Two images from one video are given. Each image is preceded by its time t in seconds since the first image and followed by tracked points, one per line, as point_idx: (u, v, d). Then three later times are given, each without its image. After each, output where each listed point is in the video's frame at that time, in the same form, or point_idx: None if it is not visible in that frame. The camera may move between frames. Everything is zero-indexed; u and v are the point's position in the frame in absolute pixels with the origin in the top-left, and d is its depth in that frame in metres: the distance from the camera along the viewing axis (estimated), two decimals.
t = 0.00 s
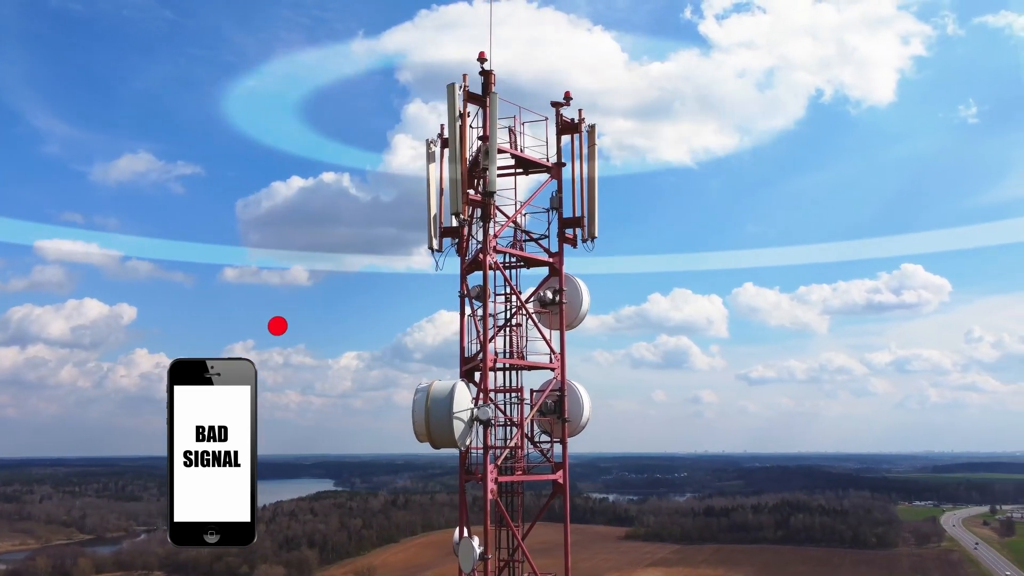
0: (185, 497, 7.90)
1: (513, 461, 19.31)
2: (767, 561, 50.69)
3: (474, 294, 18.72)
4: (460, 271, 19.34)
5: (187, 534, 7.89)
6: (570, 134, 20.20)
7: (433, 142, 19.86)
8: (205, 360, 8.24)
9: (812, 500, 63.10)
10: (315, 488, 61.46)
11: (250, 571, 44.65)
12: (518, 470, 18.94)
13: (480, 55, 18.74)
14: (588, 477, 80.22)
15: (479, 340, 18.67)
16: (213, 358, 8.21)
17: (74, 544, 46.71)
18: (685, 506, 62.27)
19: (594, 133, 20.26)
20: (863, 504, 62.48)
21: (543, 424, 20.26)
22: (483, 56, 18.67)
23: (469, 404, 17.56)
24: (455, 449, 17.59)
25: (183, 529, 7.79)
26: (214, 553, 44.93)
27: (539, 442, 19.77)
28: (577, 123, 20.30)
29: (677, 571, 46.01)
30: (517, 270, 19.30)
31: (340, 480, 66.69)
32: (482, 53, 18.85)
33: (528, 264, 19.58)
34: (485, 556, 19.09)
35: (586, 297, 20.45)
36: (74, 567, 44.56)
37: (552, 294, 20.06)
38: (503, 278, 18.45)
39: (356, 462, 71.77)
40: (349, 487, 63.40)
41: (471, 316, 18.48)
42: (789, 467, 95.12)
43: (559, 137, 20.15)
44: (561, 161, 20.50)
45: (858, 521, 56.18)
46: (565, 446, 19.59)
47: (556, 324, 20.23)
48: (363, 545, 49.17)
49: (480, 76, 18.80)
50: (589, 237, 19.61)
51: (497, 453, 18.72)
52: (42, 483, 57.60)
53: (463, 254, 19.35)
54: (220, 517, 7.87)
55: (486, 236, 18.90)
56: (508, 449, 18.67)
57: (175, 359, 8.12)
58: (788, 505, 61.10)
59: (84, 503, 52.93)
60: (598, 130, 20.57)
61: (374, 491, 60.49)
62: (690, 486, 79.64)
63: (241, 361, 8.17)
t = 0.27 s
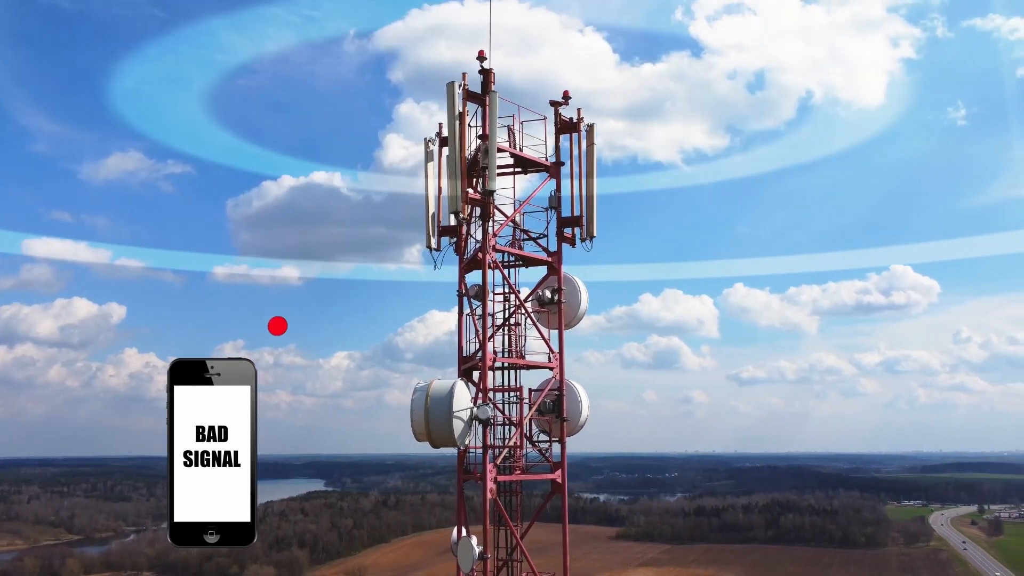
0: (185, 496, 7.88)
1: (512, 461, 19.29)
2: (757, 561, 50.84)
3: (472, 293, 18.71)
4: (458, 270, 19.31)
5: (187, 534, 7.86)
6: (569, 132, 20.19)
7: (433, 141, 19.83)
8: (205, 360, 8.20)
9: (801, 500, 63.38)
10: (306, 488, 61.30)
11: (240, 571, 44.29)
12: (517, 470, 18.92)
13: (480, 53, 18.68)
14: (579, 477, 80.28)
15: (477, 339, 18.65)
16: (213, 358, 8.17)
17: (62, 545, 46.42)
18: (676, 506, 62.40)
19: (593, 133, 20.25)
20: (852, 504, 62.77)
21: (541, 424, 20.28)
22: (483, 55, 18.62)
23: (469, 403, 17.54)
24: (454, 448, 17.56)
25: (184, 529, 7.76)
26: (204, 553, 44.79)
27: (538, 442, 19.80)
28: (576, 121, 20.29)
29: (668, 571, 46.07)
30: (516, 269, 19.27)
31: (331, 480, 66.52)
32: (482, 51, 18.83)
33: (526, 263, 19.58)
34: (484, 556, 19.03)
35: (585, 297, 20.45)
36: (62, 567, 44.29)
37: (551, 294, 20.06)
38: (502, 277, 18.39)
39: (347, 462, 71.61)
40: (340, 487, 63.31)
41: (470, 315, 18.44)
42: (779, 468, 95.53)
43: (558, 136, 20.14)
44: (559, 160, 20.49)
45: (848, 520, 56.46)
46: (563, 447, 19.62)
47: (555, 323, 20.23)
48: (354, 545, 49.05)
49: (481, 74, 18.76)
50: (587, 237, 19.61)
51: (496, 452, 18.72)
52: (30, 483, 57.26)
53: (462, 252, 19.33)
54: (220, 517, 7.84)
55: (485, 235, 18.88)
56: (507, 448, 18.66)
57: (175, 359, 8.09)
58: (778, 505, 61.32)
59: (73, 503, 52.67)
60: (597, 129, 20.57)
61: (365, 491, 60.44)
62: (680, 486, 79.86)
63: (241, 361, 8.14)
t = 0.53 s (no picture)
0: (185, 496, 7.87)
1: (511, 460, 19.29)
2: (746, 561, 51.03)
3: (471, 292, 18.69)
4: (457, 268, 19.29)
5: (187, 534, 7.86)
6: (568, 132, 20.19)
7: (431, 140, 19.81)
8: (205, 360, 8.20)
9: (790, 499, 63.64)
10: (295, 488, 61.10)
11: (229, 572, 44.01)
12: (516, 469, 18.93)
13: (480, 52, 18.68)
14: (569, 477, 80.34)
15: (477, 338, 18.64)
16: (213, 358, 8.16)
17: (48, 545, 46.12)
18: (665, 506, 62.52)
19: (592, 132, 20.26)
20: (840, 503, 63.06)
21: (540, 423, 20.30)
22: (483, 54, 18.62)
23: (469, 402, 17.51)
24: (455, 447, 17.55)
25: (183, 530, 7.76)
26: (192, 554, 44.54)
27: (537, 441, 19.82)
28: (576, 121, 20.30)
29: (657, 570, 46.10)
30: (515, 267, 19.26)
31: (320, 480, 66.31)
32: (482, 49, 18.82)
33: (525, 262, 19.57)
34: (484, 555, 19.02)
35: (584, 296, 20.45)
36: (49, 568, 43.98)
37: (550, 293, 20.07)
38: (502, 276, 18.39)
39: (336, 462, 71.39)
40: (329, 487, 63.17)
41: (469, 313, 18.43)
42: (767, 467, 95.86)
43: (557, 135, 20.15)
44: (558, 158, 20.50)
45: (836, 520, 56.77)
46: (563, 445, 19.64)
47: (554, 322, 20.22)
48: (343, 545, 48.88)
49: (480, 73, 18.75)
50: (586, 236, 19.65)
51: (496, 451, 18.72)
52: (16, 483, 56.82)
53: (461, 251, 19.31)
54: (220, 517, 7.85)
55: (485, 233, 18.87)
56: (507, 447, 18.66)
57: (175, 359, 8.07)
58: (767, 505, 61.54)
59: (60, 503, 52.31)
60: (596, 128, 20.59)
61: (354, 491, 60.33)
62: (670, 486, 80.04)
63: (241, 361, 8.14)
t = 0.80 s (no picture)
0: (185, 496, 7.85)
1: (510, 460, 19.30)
2: (737, 561, 51.17)
3: (471, 291, 18.68)
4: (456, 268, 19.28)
5: (187, 534, 7.84)
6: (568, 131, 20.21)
7: (430, 139, 19.79)
8: (205, 360, 8.16)
9: (781, 499, 63.85)
10: (286, 488, 60.92)
11: (220, 572, 43.73)
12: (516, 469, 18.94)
13: (480, 51, 18.68)
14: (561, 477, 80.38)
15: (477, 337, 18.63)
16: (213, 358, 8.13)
17: (38, 546, 45.81)
18: (657, 506, 62.64)
19: (592, 131, 20.28)
20: (831, 503, 63.30)
21: (540, 423, 20.31)
22: (483, 53, 18.62)
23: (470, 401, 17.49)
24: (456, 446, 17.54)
25: (184, 529, 7.74)
26: (183, 554, 44.33)
27: (537, 440, 19.82)
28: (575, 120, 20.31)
29: (649, 570, 46.16)
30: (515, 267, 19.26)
31: (312, 480, 66.11)
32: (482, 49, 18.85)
33: (525, 261, 19.58)
34: (484, 554, 19.02)
35: (583, 296, 20.47)
36: (39, 568, 43.68)
37: (550, 292, 20.08)
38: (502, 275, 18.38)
39: (328, 462, 71.20)
40: (321, 487, 63.07)
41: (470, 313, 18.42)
42: (759, 467, 96.17)
43: (557, 135, 20.15)
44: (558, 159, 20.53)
45: (827, 520, 57.03)
46: (562, 444, 19.65)
47: (554, 322, 20.22)
48: (335, 546, 48.73)
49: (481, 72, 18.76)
50: (586, 236, 19.65)
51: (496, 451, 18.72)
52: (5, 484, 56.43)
53: (460, 251, 19.29)
54: (220, 518, 7.82)
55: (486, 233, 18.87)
56: (507, 447, 18.67)
57: (175, 359, 8.03)
58: (758, 505, 61.72)
59: (50, 503, 51.97)
60: (596, 129, 20.62)
61: (346, 491, 60.26)
62: (662, 486, 80.19)
63: (241, 361, 8.10)
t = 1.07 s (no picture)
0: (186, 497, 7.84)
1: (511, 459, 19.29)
2: (726, 560, 51.31)
3: (472, 291, 18.66)
4: (457, 267, 19.26)
5: (187, 533, 7.82)
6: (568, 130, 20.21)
7: (430, 138, 19.75)
8: (205, 360, 8.13)
9: (770, 499, 64.06)
10: (275, 488, 60.71)
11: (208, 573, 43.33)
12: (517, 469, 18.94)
13: (481, 49, 18.64)
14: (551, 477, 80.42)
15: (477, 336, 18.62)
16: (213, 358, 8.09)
17: (24, 546, 45.44)
18: (647, 506, 62.74)
19: (592, 130, 20.31)
20: (819, 503, 63.55)
21: (541, 422, 20.32)
22: (484, 51, 18.58)
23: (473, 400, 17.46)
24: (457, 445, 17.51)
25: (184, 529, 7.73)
26: (171, 555, 44.08)
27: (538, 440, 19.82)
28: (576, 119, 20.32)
29: (638, 570, 46.17)
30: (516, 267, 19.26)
31: (301, 480, 65.89)
32: (482, 47, 18.79)
33: (526, 261, 19.57)
34: (486, 553, 19.02)
35: (584, 295, 20.48)
36: (25, 570, 43.35)
37: (550, 292, 20.10)
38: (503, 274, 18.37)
39: (317, 462, 71.00)
40: (310, 487, 62.92)
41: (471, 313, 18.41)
42: (748, 467, 96.49)
43: (557, 134, 20.16)
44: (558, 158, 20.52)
45: (815, 519, 57.29)
46: (563, 444, 19.64)
47: (554, 321, 20.22)
48: (324, 546, 48.50)
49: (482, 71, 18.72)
50: (587, 235, 19.66)
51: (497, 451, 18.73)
52: None
53: (460, 250, 19.28)
54: (220, 518, 7.80)
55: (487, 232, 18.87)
56: (508, 446, 18.67)
57: (175, 359, 7.99)
58: (747, 505, 61.90)
59: (36, 504, 51.58)
60: (596, 128, 20.62)
61: (335, 491, 60.15)
62: (651, 486, 80.35)
63: (241, 361, 8.07)
